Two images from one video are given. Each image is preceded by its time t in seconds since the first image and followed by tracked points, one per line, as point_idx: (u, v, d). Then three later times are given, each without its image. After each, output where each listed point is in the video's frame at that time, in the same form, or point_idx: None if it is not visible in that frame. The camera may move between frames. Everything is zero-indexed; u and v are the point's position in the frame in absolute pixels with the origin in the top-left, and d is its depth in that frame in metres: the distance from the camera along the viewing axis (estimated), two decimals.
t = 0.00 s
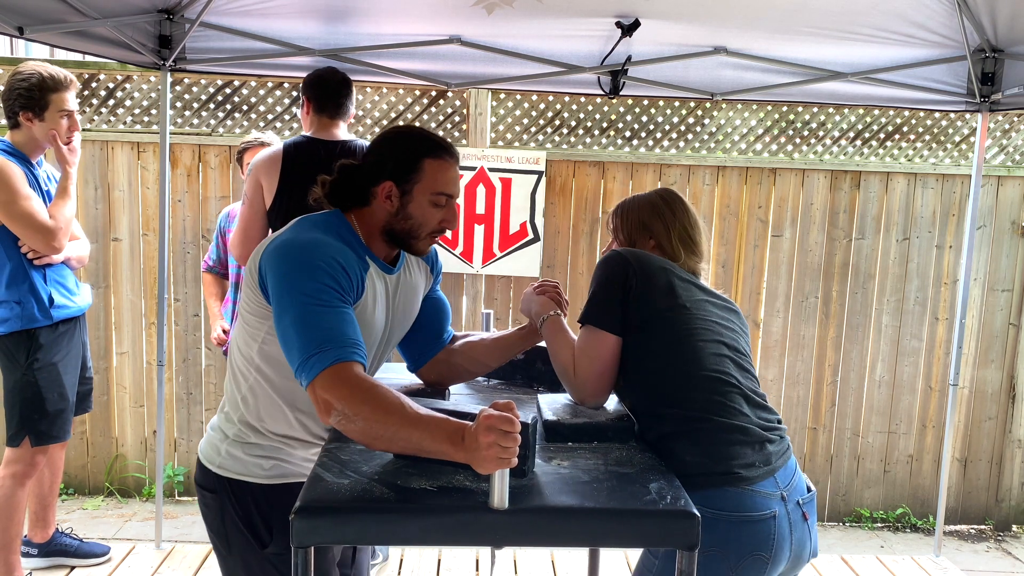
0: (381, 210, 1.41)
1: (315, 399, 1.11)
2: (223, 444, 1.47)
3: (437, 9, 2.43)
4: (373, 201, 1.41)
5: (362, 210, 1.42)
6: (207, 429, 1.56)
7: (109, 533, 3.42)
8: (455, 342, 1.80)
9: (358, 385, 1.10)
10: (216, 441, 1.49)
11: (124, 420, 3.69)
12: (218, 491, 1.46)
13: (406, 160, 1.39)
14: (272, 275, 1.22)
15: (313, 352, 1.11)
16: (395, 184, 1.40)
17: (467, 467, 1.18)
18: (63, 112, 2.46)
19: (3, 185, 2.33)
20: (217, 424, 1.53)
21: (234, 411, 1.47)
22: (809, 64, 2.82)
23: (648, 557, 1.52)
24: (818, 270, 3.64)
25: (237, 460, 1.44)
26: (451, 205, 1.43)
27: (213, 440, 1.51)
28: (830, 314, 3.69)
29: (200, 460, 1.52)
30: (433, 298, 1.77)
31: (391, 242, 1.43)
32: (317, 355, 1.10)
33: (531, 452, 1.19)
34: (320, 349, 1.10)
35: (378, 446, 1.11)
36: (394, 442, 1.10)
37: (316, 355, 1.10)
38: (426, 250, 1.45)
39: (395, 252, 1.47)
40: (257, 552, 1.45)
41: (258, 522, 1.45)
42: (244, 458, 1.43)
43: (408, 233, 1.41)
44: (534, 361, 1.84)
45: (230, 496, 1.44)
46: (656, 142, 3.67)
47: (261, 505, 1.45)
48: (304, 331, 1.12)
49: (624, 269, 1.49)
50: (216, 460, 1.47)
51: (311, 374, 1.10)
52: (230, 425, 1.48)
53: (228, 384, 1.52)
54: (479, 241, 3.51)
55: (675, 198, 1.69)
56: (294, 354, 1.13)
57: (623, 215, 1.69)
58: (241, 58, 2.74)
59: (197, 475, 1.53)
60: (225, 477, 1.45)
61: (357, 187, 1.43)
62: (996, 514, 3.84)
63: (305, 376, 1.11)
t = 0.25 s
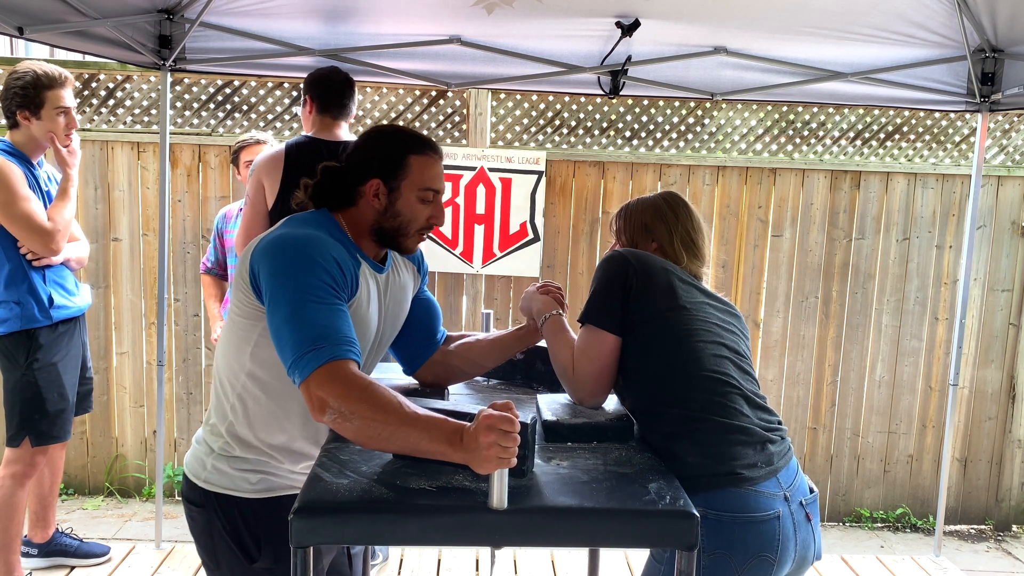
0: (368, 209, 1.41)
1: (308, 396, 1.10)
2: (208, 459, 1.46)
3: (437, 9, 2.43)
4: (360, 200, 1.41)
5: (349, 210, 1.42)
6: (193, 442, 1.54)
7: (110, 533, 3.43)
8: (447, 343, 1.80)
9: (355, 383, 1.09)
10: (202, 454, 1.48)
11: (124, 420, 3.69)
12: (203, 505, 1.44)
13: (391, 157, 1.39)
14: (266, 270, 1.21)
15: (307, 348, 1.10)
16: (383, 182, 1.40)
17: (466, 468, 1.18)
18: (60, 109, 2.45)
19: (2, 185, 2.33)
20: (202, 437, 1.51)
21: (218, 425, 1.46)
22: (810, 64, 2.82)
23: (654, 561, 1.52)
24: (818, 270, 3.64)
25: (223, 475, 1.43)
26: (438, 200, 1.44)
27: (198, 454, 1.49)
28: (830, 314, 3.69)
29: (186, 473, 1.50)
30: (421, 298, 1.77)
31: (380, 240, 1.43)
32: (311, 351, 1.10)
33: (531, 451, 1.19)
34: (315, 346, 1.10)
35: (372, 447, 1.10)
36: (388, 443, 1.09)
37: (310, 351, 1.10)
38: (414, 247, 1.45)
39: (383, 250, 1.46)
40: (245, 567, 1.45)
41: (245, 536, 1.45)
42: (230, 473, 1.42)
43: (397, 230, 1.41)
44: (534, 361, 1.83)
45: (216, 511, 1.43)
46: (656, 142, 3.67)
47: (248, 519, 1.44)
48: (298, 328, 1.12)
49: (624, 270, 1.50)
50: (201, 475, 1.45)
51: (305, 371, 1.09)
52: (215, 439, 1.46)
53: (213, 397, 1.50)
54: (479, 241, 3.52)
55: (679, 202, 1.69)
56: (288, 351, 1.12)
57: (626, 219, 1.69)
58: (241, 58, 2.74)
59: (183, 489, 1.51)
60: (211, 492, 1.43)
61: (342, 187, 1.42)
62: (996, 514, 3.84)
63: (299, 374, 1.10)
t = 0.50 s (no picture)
0: (358, 209, 1.40)
1: (305, 397, 1.10)
2: (198, 467, 1.45)
3: (437, 9, 2.43)
4: (350, 200, 1.40)
5: (339, 210, 1.41)
6: (182, 450, 1.54)
7: (109, 533, 3.43)
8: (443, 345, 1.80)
9: (354, 381, 1.09)
10: (191, 463, 1.47)
11: (124, 420, 3.69)
12: (194, 514, 1.44)
13: (381, 156, 1.39)
14: (260, 270, 1.20)
15: (304, 347, 1.09)
16: (373, 181, 1.39)
17: (465, 468, 1.18)
18: (55, 102, 2.44)
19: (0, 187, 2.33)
20: (192, 445, 1.51)
21: (208, 433, 1.45)
22: (809, 64, 2.82)
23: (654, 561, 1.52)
24: (818, 270, 3.64)
25: (214, 484, 1.42)
26: (428, 199, 1.43)
27: (188, 462, 1.49)
28: (830, 314, 3.69)
29: (176, 482, 1.50)
30: (412, 299, 1.77)
31: (371, 241, 1.43)
32: (308, 350, 1.09)
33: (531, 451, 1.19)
34: (312, 345, 1.09)
35: (370, 446, 1.10)
36: (386, 442, 1.09)
37: (307, 351, 1.09)
38: (405, 246, 1.45)
39: (374, 250, 1.46)
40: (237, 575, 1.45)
41: (236, 543, 1.45)
42: (221, 482, 1.42)
43: (388, 230, 1.41)
44: (533, 361, 1.83)
45: (208, 520, 1.43)
46: (656, 142, 3.67)
47: (239, 527, 1.44)
48: (294, 327, 1.11)
49: (625, 270, 1.50)
50: (191, 484, 1.45)
51: (301, 370, 1.09)
52: (204, 448, 1.46)
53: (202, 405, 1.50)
54: (479, 241, 3.52)
55: (680, 205, 1.69)
56: (283, 350, 1.12)
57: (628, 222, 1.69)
58: (241, 58, 2.74)
59: (174, 497, 1.51)
60: (201, 502, 1.43)
61: (331, 188, 1.41)
62: (996, 514, 3.84)
63: (295, 373, 1.10)
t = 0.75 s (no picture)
0: (354, 207, 1.40)
1: (307, 391, 1.09)
2: (195, 469, 1.45)
3: (437, 9, 2.43)
4: (346, 198, 1.40)
5: (335, 209, 1.41)
6: (178, 452, 1.53)
7: (109, 533, 3.43)
8: (439, 346, 1.80)
9: (355, 376, 1.09)
10: (188, 465, 1.47)
11: (124, 420, 3.69)
12: (192, 516, 1.44)
13: (378, 155, 1.39)
14: (260, 266, 1.20)
15: (305, 342, 1.09)
16: (370, 179, 1.40)
17: (465, 468, 1.18)
18: (53, 100, 2.44)
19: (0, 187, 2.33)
20: (188, 446, 1.50)
21: (205, 434, 1.45)
22: (810, 64, 2.82)
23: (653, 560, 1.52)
24: (818, 270, 3.64)
25: (211, 484, 1.42)
26: (424, 197, 1.44)
27: (185, 464, 1.48)
28: (830, 314, 3.69)
29: (173, 484, 1.49)
30: (408, 300, 1.78)
31: (367, 239, 1.43)
32: (309, 345, 1.09)
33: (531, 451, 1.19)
34: (313, 340, 1.09)
35: (371, 441, 1.10)
36: (387, 439, 1.09)
37: (308, 345, 1.09)
38: (402, 245, 1.45)
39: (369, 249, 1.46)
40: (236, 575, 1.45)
41: (235, 544, 1.45)
42: (218, 482, 1.42)
43: (384, 228, 1.41)
44: (533, 361, 1.83)
45: (206, 521, 1.43)
46: (656, 142, 3.67)
47: (237, 527, 1.44)
48: (295, 322, 1.11)
49: (628, 271, 1.50)
50: (188, 485, 1.44)
51: (303, 365, 1.09)
52: (201, 449, 1.45)
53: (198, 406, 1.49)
54: (479, 241, 3.52)
55: (680, 210, 1.69)
56: (284, 345, 1.11)
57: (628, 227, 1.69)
58: (241, 58, 2.74)
59: (171, 499, 1.51)
60: (199, 503, 1.43)
61: (327, 187, 1.41)
62: (996, 514, 3.84)
63: (297, 368, 1.10)
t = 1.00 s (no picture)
0: (351, 205, 1.40)
1: (309, 385, 1.09)
2: (192, 467, 1.45)
3: (438, 9, 2.43)
4: (344, 197, 1.40)
5: (333, 207, 1.41)
6: (175, 451, 1.53)
7: (109, 533, 3.43)
8: (436, 346, 1.80)
9: (357, 370, 1.09)
10: (186, 464, 1.47)
11: (124, 420, 3.69)
12: (190, 515, 1.44)
13: (375, 154, 1.39)
14: (260, 264, 1.20)
15: (308, 336, 1.09)
16: (367, 178, 1.40)
17: (465, 468, 1.18)
18: (54, 100, 2.45)
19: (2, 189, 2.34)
20: (185, 445, 1.51)
21: (202, 433, 1.45)
22: (810, 64, 2.82)
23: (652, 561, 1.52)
24: (818, 270, 3.64)
25: (209, 483, 1.42)
26: (420, 196, 1.44)
27: (182, 463, 1.48)
28: (830, 314, 3.69)
29: (171, 483, 1.49)
30: (404, 300, 1.76)
31: (363, 238, 1.43)
32: (311, 339, 1.09)
33: (530, 451, 1.19)
34: (315, 334, 1.09)
35: (371, 436, 1.10)
36: (388, 434, 1.09)
37: (310, 339, 1.09)
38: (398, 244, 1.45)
39: (365, 248, 1.46)
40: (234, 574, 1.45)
41: (232, 542, 1.45)
42: (215, 481, 1.42)
43: (381, 227, 1.41)
44: (533, 361, 1.83)
45: (203, 520, 1.43)
46: (656, 142, 3.67)
47: (235, 526, 1.44)
48: (296, 317, 1.11)
49: (632, 273, 1.50)
50: (186, 484, 1.44)
51: (305, 358, 1.09)
52: (199, 448, 1.45)
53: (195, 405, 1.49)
54: (479, 241, 3.52)
55: (684, 213, 1.69)
56: (285, 340, 1.11)
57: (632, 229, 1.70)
58: (241, 58, 2.74)
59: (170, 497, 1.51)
60: (196, 501, 1.43)
61: (325, 185, 1.41)
62: (996, 514, 3.84)
63: (299, 362, 1.09)
